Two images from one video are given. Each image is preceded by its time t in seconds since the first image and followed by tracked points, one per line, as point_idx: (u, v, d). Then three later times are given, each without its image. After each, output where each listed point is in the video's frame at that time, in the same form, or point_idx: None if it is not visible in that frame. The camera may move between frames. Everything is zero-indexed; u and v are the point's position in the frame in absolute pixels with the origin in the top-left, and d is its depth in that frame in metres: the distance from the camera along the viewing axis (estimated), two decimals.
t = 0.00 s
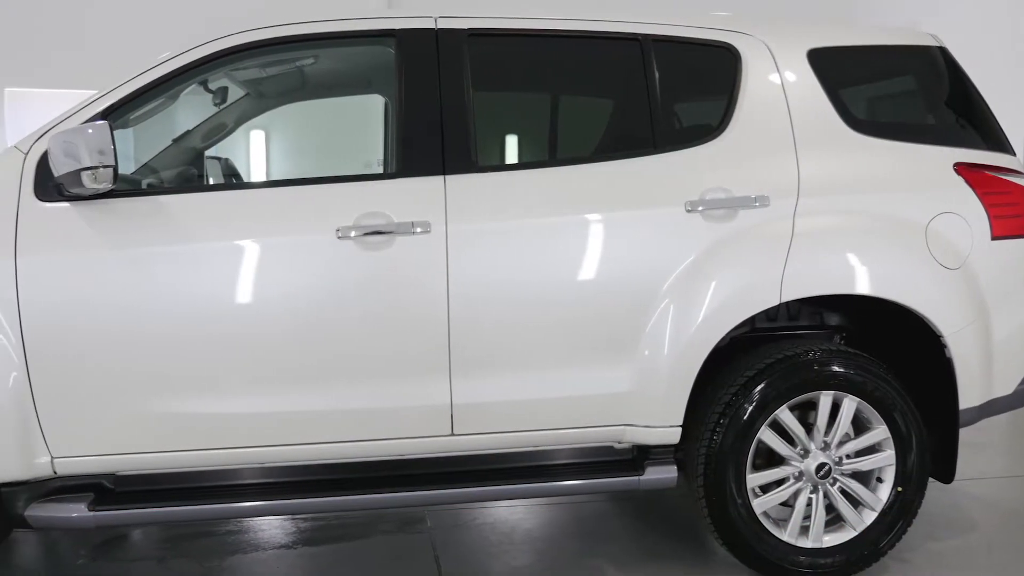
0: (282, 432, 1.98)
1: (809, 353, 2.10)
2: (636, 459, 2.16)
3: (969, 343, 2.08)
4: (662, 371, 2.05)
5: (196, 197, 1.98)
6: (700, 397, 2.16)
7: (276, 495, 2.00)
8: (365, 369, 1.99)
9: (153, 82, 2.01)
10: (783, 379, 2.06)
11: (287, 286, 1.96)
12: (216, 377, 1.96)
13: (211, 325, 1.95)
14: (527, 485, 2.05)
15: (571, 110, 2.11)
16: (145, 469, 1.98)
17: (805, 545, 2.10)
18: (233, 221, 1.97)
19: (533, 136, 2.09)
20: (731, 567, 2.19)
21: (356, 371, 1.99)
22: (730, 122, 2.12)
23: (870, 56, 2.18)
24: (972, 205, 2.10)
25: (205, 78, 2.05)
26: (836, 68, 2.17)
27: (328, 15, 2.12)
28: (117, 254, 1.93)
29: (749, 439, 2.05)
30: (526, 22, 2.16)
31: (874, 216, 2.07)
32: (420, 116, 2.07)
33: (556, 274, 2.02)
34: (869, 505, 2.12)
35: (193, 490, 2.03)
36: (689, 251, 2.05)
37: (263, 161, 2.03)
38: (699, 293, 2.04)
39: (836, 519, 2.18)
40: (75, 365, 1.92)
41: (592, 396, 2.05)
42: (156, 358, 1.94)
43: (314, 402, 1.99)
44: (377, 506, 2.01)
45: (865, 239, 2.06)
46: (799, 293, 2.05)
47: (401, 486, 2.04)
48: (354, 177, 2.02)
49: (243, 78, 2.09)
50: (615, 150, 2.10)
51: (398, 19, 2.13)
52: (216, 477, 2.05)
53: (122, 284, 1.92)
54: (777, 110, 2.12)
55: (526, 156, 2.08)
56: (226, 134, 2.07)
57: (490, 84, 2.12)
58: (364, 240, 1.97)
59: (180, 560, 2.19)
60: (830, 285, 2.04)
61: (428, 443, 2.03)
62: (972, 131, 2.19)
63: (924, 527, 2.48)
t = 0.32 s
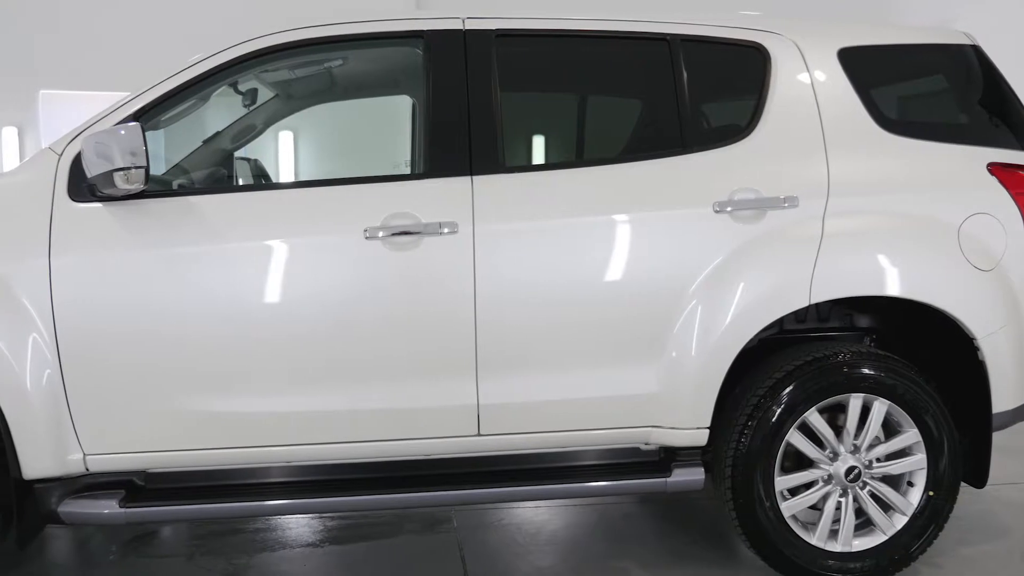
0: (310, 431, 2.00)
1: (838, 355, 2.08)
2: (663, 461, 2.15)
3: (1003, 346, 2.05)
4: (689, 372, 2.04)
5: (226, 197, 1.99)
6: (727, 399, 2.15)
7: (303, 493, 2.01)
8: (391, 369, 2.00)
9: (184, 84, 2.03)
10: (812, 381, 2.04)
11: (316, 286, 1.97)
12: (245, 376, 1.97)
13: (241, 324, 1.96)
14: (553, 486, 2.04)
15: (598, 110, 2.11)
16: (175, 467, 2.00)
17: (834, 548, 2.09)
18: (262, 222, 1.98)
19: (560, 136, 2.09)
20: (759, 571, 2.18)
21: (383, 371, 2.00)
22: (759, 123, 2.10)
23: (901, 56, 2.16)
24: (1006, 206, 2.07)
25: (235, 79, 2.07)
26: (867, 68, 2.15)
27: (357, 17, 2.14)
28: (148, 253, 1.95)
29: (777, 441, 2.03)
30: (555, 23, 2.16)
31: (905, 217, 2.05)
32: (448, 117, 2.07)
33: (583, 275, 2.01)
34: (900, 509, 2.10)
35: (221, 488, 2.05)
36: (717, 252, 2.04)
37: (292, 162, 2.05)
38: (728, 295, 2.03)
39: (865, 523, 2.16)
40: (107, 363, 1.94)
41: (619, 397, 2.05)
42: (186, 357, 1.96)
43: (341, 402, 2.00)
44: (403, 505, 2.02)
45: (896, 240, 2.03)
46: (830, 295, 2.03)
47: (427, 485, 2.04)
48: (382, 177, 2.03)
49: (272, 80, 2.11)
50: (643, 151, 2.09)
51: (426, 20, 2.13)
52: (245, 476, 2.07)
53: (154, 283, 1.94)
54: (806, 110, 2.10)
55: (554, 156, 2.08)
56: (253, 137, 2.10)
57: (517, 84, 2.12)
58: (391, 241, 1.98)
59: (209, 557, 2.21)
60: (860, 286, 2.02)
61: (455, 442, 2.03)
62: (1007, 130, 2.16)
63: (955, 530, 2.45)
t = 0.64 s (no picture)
0: (339, 429, 2.01)
1: (871, 357, 2.06)
2: (691, 463, 2.14)
3: None
4: (718, 374, 2.03)
5: (257, 197, 2.01)
6: (757, 401, 2.13)
7: (333, 491, 2.03)
8: (420, 370, 2.00)
9: (216, 86, 2.05)
10: (844, 384, 2.02)
11: (346, 286, 1.98)
12: (276, 376, 1.99)
13: (271, 324, 1.98)
14: (581, 487, 2.04)
15: (627, 111, 2.11)
16: (206, 464, 2.02)
17: (865, 553, 2.06)
18: (292, 223, 1.99)
19: (589, 137, 2.09)
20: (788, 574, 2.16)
21: (412, 371, 2.00)
22: (791, 123, 2.09)
23: (936, 54, 2.14)
24: None
25: (267, 81, 2.09)
26: (900, 67, 2.12)
27: (387, 19, 2.15)
28: (181, 253, 1.97)
29: (808, 444, 2.02)
30: (584, 24, 2.16)
31: (940, 219, 2.02)
32: (477, 118, 2.07)
33: (612, 277, 2.01)
34: (932, 514, 2.07)
35: (252, 486, 2.07)
36: (747, 253, 2.02)
37: (321, 163, 2.06)
38: (758, 296, 2.02)
39: (897, 527, 2.14)
40: (141, 362, 1.97)
41: (648, 399, 2.04)
42: (217, 357, 1.97)
43: (369, 401, 2.00)
44: (431, 505, 2.03)
45: (929, 241, 2.01)
46: (862, 297, 2.01)
47: (455, 485, 2.05)
48: (412, 178, 2.03)
49: (302, 81, 2.13)
50: (672, 151, 2.08)
51: (456, 21, 2.14)
52: (275, 474, 2.09)
53: (185, 283, 1.96)
54: (839, 110, 2.08)
55: (583, 157, 2.07)
56: (283, 139, 2.12)
57: (546, 85, 2.12)
58: (420, 241, 1.98)
59: (239, 555, 2.24)
60: (893, 288, 2.00)
61: (483, 442, 2.03)
62: None
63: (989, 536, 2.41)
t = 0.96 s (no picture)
0: (364, 429, 2.01)
1: (900, 360, 2.03)
2: (717, 465, 2.13)
3: None
4: (745, 375, 2.02)
5: (284, 198, 2.02)
6: (784, 403, 2.11)
7: (358, 490, 2.04)
8: (445, 371, 2.00)
9: (244, 87, 2.06)
10: (873, 387, 2.00)
11: (372, 286, 1.98)
12: (302, 375, 2.00)
13: (298, 325, 1.99)
14: (606, 489, 2.03)
15: (654, 111, 2.10)
16: (233, 463, 2.04)
17: (894, 557, 2.04)
18: (319, 223, 2.00)
19: (615, 137, 2.08)
20: None
21: (438, 372, 2.01)
22: (819, 123, 2.07)
23: (966, 54, 2.12)
24: None
25: (294, 83, 2.10)
26: (930, 67, 2.10)
27: (413, 20, 2.15)
28: (208, 253, 1.98)
29: (835, 447, 2.00)
30: (610, 24, 2.15)
31: (970, 220, 2.00)
32: (503, 118, 2.07)
33: (638, 278, 2.00)
34: (963, 518, 2.05)
35: (278, 485, 2.08)
36: (774, 254, 2.01)
37: (347, 163, 2.07)
38: (785, 297, 2.00)
39: (926, 532, 2.11)
40: (169, 361, 1.98)
41: (674, 400, 2.03)
42: (244, 356, 1.99)
43: (395, 401, 2.01)
44: (457, 505, 2.02)
45: (959, 243, 1.99)
46: (890, 299, 1.99)
47: (480, 486, 2.05)
48: (437, 179, 2.04)
49: (329, 82, 2.15)
50: (698, 151, 2.07)
51: (482, 22, 2.14)
52: (301, 473, 2.10)
53: (214, 282, 1.98)
54: (868, 110, 2.06)
55: (609, 157, 2.07)
56: (311, 138, 2.13)
57: (572, 85, 2.12)
58: (446, 242, 1.99)
59: (264, 553, 2.25)
60: (922, 290, 1.98)
61: (508, 443, 2.04)
62: None
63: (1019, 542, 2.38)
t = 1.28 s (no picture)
0: (385, 428, 2.02)
1: (925, 362, 2.02)
2: (738, 467, 2.12)
3: None
4: (766, 377, 2.01)
5: (305, 198, 2.03)
6: (806, 405, 2.10)
7: (379, 490, 2.04)
8: (466, 371, 2.01)
9: (267, 88, 2.08)
10: (896, 389, 1.98)
11: (393, 286, 1.99)
12: (323, 375, 2.01)
13: (319, 325, 1.99)
14: (626, 490, 2.02)
15: (675, 111, 2.10)
16: (255, 461, 2.05)
17: (918, 561, 2.02)
18: (340, 224, 2.00)
19: (636, 137, 2.08)
20: None
21: (458, 372, 2.01)
22: (841, 123, 2.06)
23: (990, 53, 2.10)
24: None
25: (316, 84, 2.11)
26: (954, 66, 2.08)
27: (434, 21, 2.16)
28: (231, 253, 1.99)
29: (858, 449, 1.99)
30: (632, 24, 2.15)
31: (996, 222, 1.98)
32: (524, 118, 2.07)
33: (659, 279, 1.99)
34: (988, 522, 2.03)
35: (299, 483, 2.09)
36: (797, 255, 2.00)
37: (368, 164, 2.07)
38: (807, 299, 1.99)
39: (950, 536, 2.09)
40: (191, 360, 1.99)
41: (694, 401, 2.02)
42: (266, 355, 2.00)
43: (415, 401, 2.01)
44: (477, 505, 2.02)
45: (985, 243, 1.97)
46: (914, 300, 1.97)
47: (501, 486, 2.05)
48: (458, 179, 2.04)
49: (351, 83, 2.16)
50: (720, 152, 2.07)
51: (503, 22, 2.14)
52: (322, 472, 2.11)
53: (236, 282, 1.99)
54: (892, 109, 2.05)
55: (630, 157, 2.06)
56: (333, 139, 2.14)
57: (594, 86, 2.11)
58: (466, 242, 1.99)
59: (285, 551, 2.26)
60: (947, 291, 1.96)
61: (528, 443, 2.04)
62: None
63: None
